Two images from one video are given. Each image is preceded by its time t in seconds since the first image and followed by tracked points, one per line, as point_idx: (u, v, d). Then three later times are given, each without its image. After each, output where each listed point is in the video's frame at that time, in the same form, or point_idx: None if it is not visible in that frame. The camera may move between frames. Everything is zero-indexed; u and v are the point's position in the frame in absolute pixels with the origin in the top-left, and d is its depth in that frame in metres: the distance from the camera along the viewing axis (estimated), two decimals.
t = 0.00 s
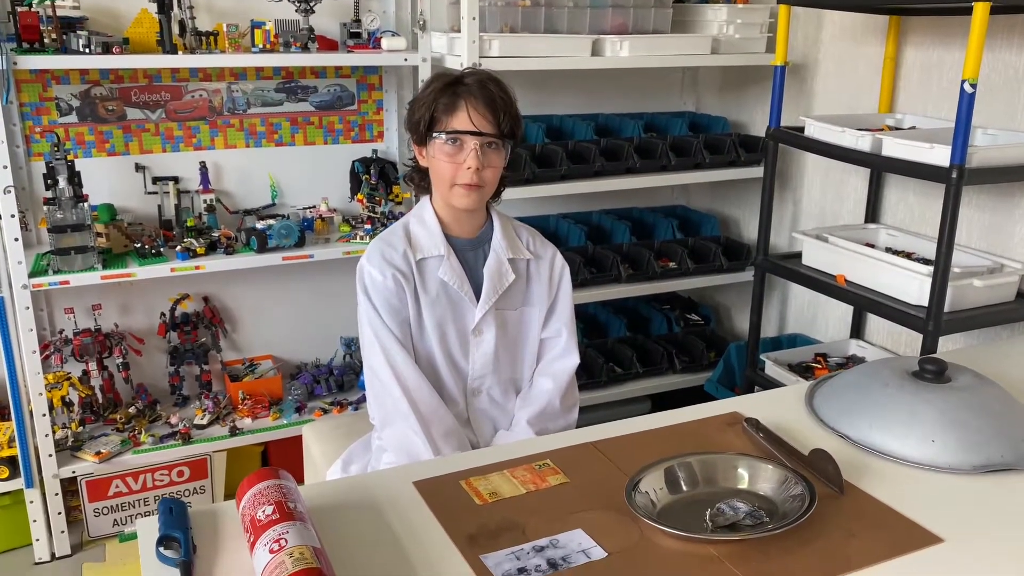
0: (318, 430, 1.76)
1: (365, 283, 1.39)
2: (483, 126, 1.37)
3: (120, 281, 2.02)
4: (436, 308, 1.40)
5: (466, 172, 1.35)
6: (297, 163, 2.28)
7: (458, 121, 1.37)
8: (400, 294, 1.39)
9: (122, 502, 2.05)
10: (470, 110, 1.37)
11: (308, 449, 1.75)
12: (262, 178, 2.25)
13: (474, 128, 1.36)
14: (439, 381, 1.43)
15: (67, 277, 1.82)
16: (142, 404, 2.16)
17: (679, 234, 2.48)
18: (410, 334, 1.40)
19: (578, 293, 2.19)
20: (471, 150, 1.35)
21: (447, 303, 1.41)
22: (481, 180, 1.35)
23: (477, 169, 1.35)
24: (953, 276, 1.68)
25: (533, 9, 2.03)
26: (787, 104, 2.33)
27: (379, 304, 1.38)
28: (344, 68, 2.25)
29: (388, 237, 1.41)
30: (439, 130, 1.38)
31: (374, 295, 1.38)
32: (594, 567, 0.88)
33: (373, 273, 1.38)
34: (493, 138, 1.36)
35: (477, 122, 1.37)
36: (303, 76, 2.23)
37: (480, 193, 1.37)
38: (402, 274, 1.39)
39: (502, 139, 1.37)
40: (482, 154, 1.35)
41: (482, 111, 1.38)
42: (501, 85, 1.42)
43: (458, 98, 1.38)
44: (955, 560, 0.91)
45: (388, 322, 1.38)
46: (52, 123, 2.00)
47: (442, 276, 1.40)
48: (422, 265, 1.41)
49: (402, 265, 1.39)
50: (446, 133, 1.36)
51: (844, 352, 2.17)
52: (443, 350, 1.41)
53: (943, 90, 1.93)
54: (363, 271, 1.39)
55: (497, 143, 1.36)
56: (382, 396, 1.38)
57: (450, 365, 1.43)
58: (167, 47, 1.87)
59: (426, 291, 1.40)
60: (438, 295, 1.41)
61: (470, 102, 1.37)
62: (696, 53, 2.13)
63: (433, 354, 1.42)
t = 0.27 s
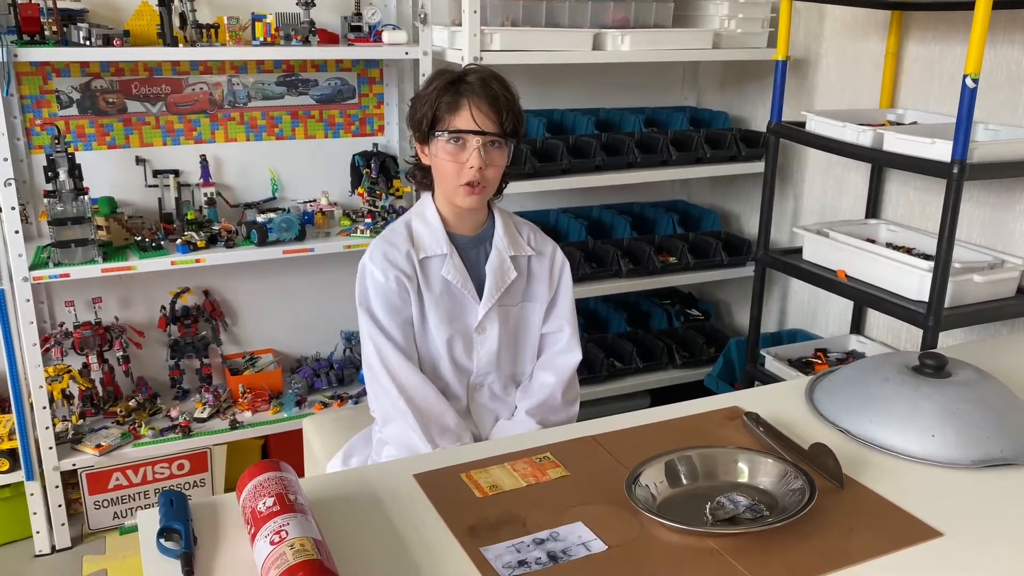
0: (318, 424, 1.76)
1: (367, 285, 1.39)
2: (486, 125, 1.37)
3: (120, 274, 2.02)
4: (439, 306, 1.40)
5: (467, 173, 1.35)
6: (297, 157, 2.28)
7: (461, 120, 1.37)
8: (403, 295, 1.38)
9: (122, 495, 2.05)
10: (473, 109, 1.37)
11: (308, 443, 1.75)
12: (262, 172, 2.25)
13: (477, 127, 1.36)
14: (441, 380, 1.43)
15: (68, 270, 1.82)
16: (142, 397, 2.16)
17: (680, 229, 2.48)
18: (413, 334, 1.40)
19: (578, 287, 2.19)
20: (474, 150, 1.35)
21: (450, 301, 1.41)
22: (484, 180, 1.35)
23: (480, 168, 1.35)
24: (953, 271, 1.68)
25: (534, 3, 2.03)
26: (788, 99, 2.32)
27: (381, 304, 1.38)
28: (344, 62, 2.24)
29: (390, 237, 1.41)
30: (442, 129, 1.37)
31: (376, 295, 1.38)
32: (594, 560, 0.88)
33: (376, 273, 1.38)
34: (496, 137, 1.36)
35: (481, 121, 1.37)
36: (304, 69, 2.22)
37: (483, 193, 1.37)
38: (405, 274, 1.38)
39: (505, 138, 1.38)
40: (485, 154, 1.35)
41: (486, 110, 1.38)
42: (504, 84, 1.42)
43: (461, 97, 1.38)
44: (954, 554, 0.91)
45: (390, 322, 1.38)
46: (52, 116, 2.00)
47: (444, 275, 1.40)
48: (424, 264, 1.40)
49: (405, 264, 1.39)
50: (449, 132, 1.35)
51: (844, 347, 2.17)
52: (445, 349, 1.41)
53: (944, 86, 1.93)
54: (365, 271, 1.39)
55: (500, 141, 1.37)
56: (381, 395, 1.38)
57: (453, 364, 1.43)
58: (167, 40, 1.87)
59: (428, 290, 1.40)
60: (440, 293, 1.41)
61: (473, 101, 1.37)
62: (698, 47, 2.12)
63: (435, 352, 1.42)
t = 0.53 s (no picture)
0: (316, 419, 1.77)
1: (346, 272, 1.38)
2: (474, 112, 1.36)
3: (118, 269, 2.01)
4: (426, 297, 1.41)
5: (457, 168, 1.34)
6: (296, 152, 2.27)
7: (447, 109, 1.37)
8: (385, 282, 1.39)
9: (120, 489, 2.06)
10: (459, 97, 1.36)
11: (307, 439, 1.75)
12: (261, 167, 2.24)
13: (464, 115, 1.36)
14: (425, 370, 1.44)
15: (66, 264, 1.82)
16: (140, 392, 2.16)
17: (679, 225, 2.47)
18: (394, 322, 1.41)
19: (577, 284, 2.19)
20: (463, 138, 1.34)
21: (437, 291, 1.41)
22: (474, 169, 1.34)
23: (470, 156, 1.34)
24: (952, 268, 1.68)
25: None
26: (788, 96, 2.32)
27: (358, 292, 1.37)
28: (343, 56, 2.24)
29: (380, 225, 1.41)
30: (430, 120, 1.37)
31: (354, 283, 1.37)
32: (591, 556, 0.88)
33: (357, 260, 1.38)
34: (485, 124, 1.35)
35: (468, 109, 1.36)
36: (303, 64, 2.22)
37: (475, 182, 1.36)
38: (386, 263, 1.39)
39: (494, 125, 1.37)
40: (474, 141, 1.34)
41: (472, 97, 1.37)
42: (490, 71, 1.42)
43: (447, 86, 1.38)
44: (952, 551, 0.91)
45: (363, 309, 1.38)
46: (51, 110, 1.99)
47: (433, 266, 1.40)
48: (412, 254, 1.41)
49: (389, 254, 1.39)
50: (437, 122, 1.35)
51: (843, 344, 2.17)
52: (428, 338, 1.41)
53: (945, 82, 1.92)
54: (347, 258, 1.39)
55: (489, 129, 1.36)
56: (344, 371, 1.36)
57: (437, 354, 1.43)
58: (166, 34, 1.87)
59: (413, 280, 1.40)
60: (427, 283, 1.41)
61: (459, 89, 1.37)
62: (697, 43, 2.12)
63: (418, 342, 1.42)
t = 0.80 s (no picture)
0: (314, 412, 1.77)
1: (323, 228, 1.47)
2: (464, 104, 1.36)
3: (117, 262, 2.01)
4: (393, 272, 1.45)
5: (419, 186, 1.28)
6: (295, 146, 2.27)
7: (438, 102, 1.36)
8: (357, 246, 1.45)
9: (117, 483, 2.06)
10: (448, 89, 1.36)
11: (305, 432, 1.75)
12: (260, 160, 2.24)
13: (455, 107, 1.35)
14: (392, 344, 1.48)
15: (64, 258, 1.82)
16: (138, 386, 2.15)
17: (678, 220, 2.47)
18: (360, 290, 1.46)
19: (576, 278, 2.19)
20: (453, 131, 1.34)
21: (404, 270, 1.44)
22: (464, 161, 1.34)
23: (459, 149, 1.34)
24: (951, 264, 1.68)
25: None
26: (787, 91, 2.32)
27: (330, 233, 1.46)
28: (342, 50, 2.23)
29: (383, 198, 1.48)
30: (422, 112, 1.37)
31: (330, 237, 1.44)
32: (587, 550, 0.88)
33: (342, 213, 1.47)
34: (476, 115, 1.35)
35: (458, 101, 1.36)
36: (301, 58, 2.21)
37: (468, 173, 1.36)
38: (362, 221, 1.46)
39: (486, 116, 1.36)
40: (464, 134, 1.34)
41: (462, 89, 1.36)
42: (481, 61, 1.41)
43: (436, 78, 1.37)
44: (948, 545, 0.91)
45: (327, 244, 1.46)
46: (49, 103, 1.99)
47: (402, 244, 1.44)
48: (391, 231, 1.46)
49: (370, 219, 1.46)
50: (428, 114, 1.35)
51: (841, 339, 2.17)
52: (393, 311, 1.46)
53: (944, 77, 1.92)
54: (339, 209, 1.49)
55: (482, 121, 1.35)
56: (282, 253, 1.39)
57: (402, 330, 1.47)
58: (165, 27, 1.86)
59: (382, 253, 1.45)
60: (396, 258, 1.45)
61: (448, 80, 1.36)
62: (697, 38, 2.12)
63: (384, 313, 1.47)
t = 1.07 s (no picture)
0: (313, 407, 1.77)
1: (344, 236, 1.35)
2: (452, 98, 1.35)
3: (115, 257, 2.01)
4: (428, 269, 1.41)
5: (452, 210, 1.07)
6: (294, 140, 2.27)
7: (426, 96, 1.36)
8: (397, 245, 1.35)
9: (116, 478, 2.06)
10: (435, 83, 1.35)
11: (304, 428, 1.75)
12: (259, 155, 2.24)
13: (443, 101, 1.34)
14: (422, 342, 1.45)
15: (62, 252, 1.82)
16: (137, 380, 2.16)
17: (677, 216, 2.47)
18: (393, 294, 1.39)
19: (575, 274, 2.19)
20: (443, 124, 1.33)
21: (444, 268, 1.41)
22: (457, 154, 1.34)
23: (450, 142, 1.33)
24: (950, 260, 1.68)
25: None
26: (786, 87, 2.32)
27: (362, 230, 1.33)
28: (341, 45, 2.23)
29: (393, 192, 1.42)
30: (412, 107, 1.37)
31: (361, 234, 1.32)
32: (585, 544, 0.88)
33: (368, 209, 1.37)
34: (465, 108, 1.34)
35: (446, 95, 1.35)
36: (300, 53, 2.21)
37: (460, 166, 1.36)
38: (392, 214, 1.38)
39: (475, 108, 1.35)
40: (455, 127, 1.33)
41: (450, 82, 1.35)
42: (468, 52, 1.39)
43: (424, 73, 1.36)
44: (946, 540, 0.91)
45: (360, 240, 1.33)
46: (47, 97, 1.99)
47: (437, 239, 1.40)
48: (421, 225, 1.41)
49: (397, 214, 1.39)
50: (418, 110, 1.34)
51: (840, 336, 2.17)
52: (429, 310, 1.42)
53: (944, 74, 1.92)
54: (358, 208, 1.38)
55: (471, 114, 1.34)
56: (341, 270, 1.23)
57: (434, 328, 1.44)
58: (163, 22, 1.86)
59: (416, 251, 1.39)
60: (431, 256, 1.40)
61: (435, 74, 1.35)
62: (696, 34, 2.11)
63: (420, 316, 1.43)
